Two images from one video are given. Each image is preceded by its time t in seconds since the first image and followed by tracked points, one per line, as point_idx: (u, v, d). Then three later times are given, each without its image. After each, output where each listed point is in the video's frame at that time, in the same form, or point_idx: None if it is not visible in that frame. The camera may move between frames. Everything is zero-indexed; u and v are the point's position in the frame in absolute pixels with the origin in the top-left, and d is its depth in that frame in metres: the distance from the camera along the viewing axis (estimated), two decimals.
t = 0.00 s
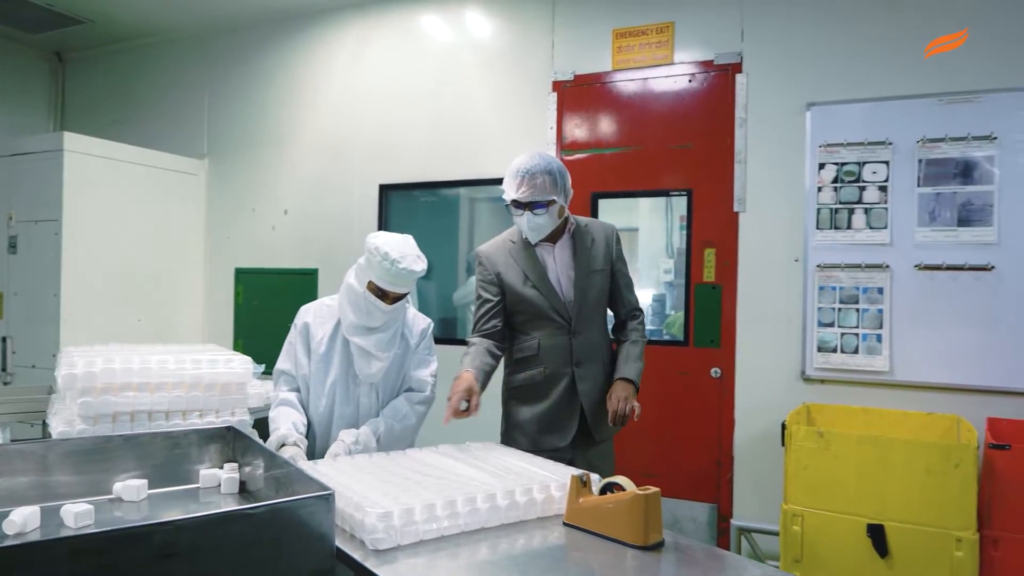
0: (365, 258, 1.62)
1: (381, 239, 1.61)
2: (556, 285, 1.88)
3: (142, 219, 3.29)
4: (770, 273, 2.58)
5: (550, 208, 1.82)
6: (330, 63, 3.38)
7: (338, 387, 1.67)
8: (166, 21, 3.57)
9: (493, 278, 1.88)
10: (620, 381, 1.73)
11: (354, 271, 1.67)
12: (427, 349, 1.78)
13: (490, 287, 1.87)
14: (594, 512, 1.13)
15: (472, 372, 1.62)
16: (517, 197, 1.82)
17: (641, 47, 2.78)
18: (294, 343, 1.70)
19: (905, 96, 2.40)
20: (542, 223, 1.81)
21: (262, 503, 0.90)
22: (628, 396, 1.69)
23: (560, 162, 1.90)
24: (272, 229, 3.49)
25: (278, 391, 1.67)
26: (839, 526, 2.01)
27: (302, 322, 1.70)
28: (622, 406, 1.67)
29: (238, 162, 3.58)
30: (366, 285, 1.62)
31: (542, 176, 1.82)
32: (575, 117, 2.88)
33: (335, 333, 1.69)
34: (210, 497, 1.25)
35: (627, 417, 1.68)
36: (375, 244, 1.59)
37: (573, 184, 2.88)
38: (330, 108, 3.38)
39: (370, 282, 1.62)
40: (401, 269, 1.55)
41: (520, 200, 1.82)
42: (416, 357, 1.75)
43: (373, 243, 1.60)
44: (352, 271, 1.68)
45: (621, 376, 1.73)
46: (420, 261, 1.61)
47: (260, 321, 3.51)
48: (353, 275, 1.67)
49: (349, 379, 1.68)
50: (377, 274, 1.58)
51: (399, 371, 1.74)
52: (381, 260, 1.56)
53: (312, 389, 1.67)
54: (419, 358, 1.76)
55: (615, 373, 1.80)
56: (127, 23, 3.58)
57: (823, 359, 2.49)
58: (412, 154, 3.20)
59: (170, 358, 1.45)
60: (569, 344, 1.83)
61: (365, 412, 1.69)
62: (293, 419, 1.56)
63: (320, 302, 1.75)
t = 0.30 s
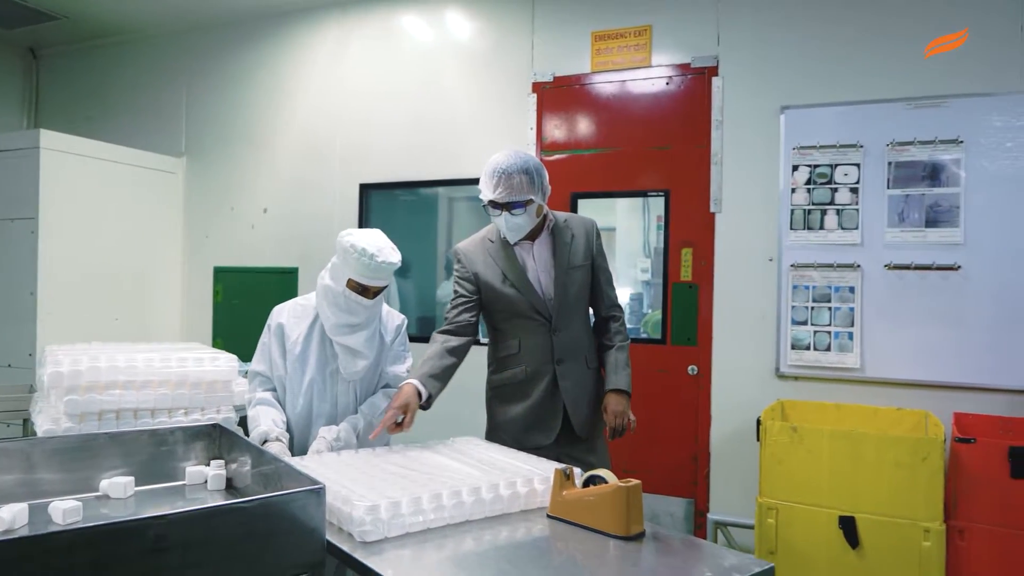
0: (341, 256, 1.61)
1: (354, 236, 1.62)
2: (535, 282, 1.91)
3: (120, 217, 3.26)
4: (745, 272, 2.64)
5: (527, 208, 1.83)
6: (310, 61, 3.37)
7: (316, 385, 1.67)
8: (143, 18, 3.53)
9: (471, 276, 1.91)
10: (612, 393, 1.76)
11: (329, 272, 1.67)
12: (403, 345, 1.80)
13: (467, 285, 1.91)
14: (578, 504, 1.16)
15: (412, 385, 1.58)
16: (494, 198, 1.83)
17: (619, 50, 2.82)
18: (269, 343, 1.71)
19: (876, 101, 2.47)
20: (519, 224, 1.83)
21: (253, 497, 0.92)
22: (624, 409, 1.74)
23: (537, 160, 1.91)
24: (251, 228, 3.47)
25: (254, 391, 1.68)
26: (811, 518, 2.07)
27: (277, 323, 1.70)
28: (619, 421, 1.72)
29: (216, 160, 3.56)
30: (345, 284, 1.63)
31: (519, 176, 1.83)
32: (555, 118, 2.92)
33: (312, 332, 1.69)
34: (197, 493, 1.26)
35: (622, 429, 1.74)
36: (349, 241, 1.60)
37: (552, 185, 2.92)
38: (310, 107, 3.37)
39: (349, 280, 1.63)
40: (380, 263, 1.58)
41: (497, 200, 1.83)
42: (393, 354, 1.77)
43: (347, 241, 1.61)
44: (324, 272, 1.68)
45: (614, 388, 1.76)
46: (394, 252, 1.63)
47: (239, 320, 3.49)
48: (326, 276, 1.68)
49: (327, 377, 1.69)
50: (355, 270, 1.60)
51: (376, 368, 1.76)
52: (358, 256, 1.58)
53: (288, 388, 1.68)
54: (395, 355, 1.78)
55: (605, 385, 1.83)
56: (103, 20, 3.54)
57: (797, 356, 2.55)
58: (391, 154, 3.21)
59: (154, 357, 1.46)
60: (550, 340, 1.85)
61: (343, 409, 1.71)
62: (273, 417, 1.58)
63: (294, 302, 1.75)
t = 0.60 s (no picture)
0: (327, 254, 1.64)
1: (341, 234, 1.63)
2: (523, 281, 1.93)
3: (111, 217, 3.26)
4: (732, 271, 2.68)
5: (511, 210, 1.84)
6: (301, 61, 3.38)
7: (307, 383, 1.69)
8: (132, 17, 3.52)
9: (459, 276, 1.95)
10: (604, 394, 1.78)
11: (316, 271, 1.69)
12: (391, 342, 1.84)
13: (455, 285, 1.95)
14: (570, 497, 1.19)
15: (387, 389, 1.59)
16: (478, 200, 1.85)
17: (608, 52, 2.85)
18: (259, 343, 1.72)
19: (860, 103, 2.52)
20: (503, 225, 1.85)
21: (255, 490, 0.95)
22: (616, 411, 1.77)
23: (521, 160, 1.90)
24: (241, 227, 3.47)
25: (244, 391, 1.70)
26: (796, 511, 2.12)
27: (266, 323, 1.71)
28: (612, 423, 1.75)
29: (207, 160, 3.56)
30: (333, 281, 1.65)
31: (502, 178, 1.84)
32: (544, 119, 2.95)
33: (302, 331, 1.71)
34: (195, 489, 1.27)
35: (614, 430, 1.78)
36: (335, 238, 1.62)
37: (541, 185, 2.95)
38: (300, 106, 3.38)
39: (337, 277, 1.64)
40: (367, 258, 1.60)
41: (481, 202, 1.85)
42: (381, 350, 1.82)
43: (333, 238, 1.63)
44: (312, 270, 1.70)
45: (607, 390, 1.78)
46: (379, 247, 1.65)
47: (230, 319, 3.49)
48: (314, 274, 1.69)
49: (317, 375, 1.71)
50: (342, 266, 1.61)
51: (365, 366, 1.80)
52: (344, 252, 1.59)
53: (279, 387, 1.69)
54: (383, 351, 1.82)
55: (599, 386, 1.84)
56: (92, 19, 3.53)
57: (783, 354, 2.60)
58: (380, 154, 3.23)
59: (151, 355, 1.52)
60: (539, 339, 1.87)
61: (334, 407, 1.73)
62: (267, 418, 1.61)
63: (281, 301, 1.76)
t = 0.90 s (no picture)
0: (327, 250, 1.67)
1: (340, 230, 1.66)
2: (520, 281, 1.94)
3: (113, 216, 3.28)
4: (728, 270, 2.72)
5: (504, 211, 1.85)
6: (301, 62, 3.40)
7: (310, 378, 1.70)
8: (133, 17, 3.54)
9: (457, 275, 1.99)
10: (603, 395, 1.79)
11: (316, 267, 1.71)
12: (391, 338, 1.86)
13: (454, 285, 1.99)
14: (571, 490, 1.22)
15: (396, 386, 1.64)
16: (472, 202, 1.87)
17: (605, 53, 2.88)
18: (261, 342, 1.71)
19: (855, 104, 2.55)
20: (498, 226, 1.87)
21: (264, 483, 0.99)
22: (615, 412, 1.78)
23: (516, 159, 1.89)
24: (242, 226, 3.49)
25: (247, 391, 1.70)
26: (792, 507, 2.15)
27: (268, 323, 1.71)
28: (610, 424, 1.76)
29: (207, 159, 3.58)
30: (334, 276, 1.67)
31: (494, 179, 1.83)
32: (542, 119, 2.98)
33: (303, 328, 1.72)
34: (202, 483, 1.30)
35: (613, 430, 1.79)
36: (335, 233, 1.65)
37: (540, 185, 2.98)
38: (301, 107, 3.40)
39: (338, 271, 1.67)
40: (367, 251, 1.64)
41: (475, 204, 1.86)
42: (382, 346, 1.84)
43: (332, 234, 1.66)
44: (311, 268, 1.72)
45: (604, 390, 1.78)
46: (378, 241, 1.69)
47: (231, 318, 3.51)
48: (314, 272, 1.71)
49: (320, 371, 1.73)
50: (342, 260, 1.64)
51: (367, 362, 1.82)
52: (344, 246, 1.62)
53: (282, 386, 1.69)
54: (384, 347, 1.85)
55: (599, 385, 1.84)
56: (93, 19, 3.55)
57: (779, 352, 2.63)
58: (380, 154, 3.25)
59: (157, 353, 1.71)
60: (533, 339, 1.88)
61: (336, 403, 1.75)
62: (270, 417, 1.62)
63: (281, 301, 1.76)
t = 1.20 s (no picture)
0: (329, 248, 1.71)
1: (342, 229, 1.72)
2: (520, 281, 1.96)
3: (116, 215, 3.30)
4: (726, 270, 2.75)
5: (500, 212, 1.88)
6: (303, 63, 3.42)
7: (315, 376, 1.73)
8: (135, 18, 3.56)
9: (461, 276, 2.03)
10: (594, 391, 1.77)
11: (319, 266, 1.75)
12: (393, 336, 1.87)
13: (458, 286, 2.04)
14: (572, 485, 1.24)
15: (443, 374, 1.80)
16: (469, 202, 1.89)
17: (605, 55, 2.91)
18: (266, 342, 1.74)
19: (852, 106, 2.58)
20: (495, 227, 1.90)
21: (273, 477, 1.02)
22: (604, 409, 1.75)
23: (515, 161, 1.90)
24: (244, 226, 3.52)
25: (252, 391, 1.72)
26: (788, 503, 2.18)
27: (273, 323, 1.74)
28: (596, 420, 1.73)
29: (210, 159, 3.60)
30: (338, 273, 1.72)
31: (490, 181, 1.85)
32: (542, 120, 3.01)
33: (307, 327, 1.74)
34: (210, 478, 1.33)
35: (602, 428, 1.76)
36: (337, 232, 1.70)
37: (540, 186, 3.01)
38: (302, 108, 3.42)
39: (342, 269, 1.72)
40: (369, 248, 1.69)
41: (472, 204, 1.89)
42: (385, 344, 1.85)
43: (335, 233, 1.71)
44: (314, 267, 1.75)
45: (595, 387, 1.77)
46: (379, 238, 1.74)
47: (233, 317, 3.54)
48: (317, 271, 1.74)
49: (324, 370, 1.75)
50: (346, 258, 1.70)
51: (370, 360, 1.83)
52: (347, 244, 1.68)
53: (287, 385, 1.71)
54: (387, 345, 1.85)
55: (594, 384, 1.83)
56: (96, 20, 3.58)
57: (776, 351, 2.66)
58: (381, 155, 3.28)
59: (166, 352, 1.77)
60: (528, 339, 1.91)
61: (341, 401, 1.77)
62: (274, 417, 1.65)
63: (285, 301, 1.79)
